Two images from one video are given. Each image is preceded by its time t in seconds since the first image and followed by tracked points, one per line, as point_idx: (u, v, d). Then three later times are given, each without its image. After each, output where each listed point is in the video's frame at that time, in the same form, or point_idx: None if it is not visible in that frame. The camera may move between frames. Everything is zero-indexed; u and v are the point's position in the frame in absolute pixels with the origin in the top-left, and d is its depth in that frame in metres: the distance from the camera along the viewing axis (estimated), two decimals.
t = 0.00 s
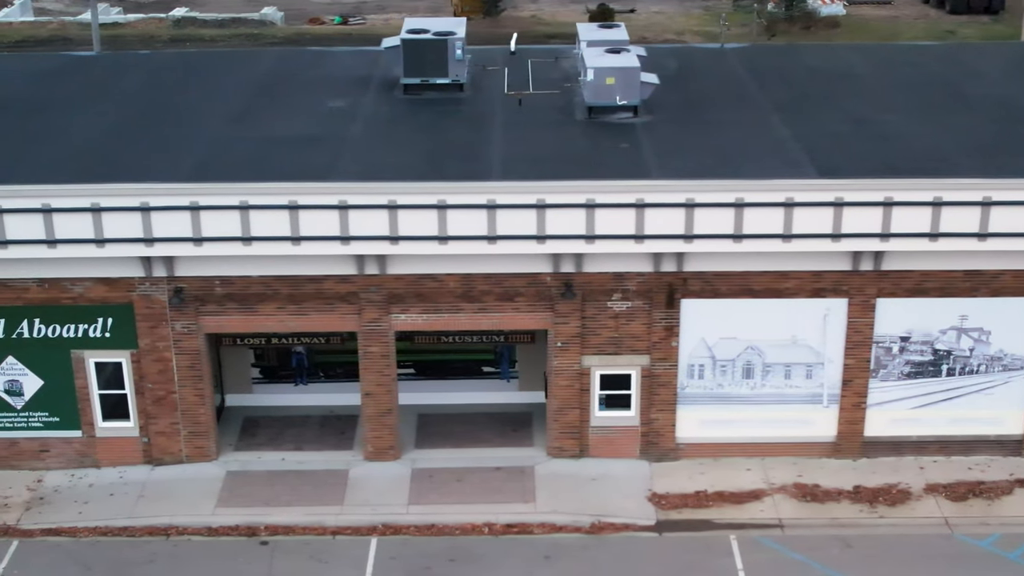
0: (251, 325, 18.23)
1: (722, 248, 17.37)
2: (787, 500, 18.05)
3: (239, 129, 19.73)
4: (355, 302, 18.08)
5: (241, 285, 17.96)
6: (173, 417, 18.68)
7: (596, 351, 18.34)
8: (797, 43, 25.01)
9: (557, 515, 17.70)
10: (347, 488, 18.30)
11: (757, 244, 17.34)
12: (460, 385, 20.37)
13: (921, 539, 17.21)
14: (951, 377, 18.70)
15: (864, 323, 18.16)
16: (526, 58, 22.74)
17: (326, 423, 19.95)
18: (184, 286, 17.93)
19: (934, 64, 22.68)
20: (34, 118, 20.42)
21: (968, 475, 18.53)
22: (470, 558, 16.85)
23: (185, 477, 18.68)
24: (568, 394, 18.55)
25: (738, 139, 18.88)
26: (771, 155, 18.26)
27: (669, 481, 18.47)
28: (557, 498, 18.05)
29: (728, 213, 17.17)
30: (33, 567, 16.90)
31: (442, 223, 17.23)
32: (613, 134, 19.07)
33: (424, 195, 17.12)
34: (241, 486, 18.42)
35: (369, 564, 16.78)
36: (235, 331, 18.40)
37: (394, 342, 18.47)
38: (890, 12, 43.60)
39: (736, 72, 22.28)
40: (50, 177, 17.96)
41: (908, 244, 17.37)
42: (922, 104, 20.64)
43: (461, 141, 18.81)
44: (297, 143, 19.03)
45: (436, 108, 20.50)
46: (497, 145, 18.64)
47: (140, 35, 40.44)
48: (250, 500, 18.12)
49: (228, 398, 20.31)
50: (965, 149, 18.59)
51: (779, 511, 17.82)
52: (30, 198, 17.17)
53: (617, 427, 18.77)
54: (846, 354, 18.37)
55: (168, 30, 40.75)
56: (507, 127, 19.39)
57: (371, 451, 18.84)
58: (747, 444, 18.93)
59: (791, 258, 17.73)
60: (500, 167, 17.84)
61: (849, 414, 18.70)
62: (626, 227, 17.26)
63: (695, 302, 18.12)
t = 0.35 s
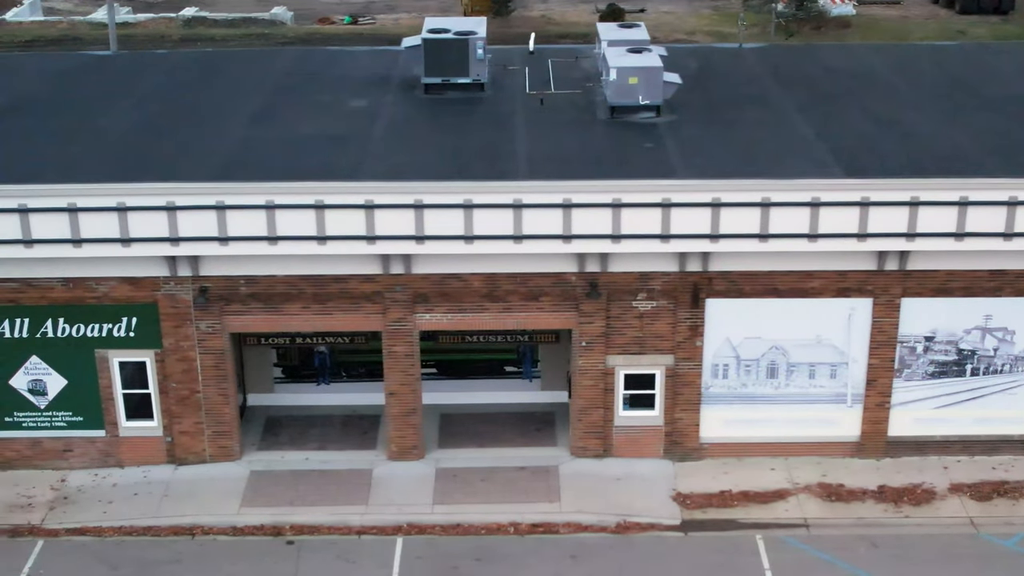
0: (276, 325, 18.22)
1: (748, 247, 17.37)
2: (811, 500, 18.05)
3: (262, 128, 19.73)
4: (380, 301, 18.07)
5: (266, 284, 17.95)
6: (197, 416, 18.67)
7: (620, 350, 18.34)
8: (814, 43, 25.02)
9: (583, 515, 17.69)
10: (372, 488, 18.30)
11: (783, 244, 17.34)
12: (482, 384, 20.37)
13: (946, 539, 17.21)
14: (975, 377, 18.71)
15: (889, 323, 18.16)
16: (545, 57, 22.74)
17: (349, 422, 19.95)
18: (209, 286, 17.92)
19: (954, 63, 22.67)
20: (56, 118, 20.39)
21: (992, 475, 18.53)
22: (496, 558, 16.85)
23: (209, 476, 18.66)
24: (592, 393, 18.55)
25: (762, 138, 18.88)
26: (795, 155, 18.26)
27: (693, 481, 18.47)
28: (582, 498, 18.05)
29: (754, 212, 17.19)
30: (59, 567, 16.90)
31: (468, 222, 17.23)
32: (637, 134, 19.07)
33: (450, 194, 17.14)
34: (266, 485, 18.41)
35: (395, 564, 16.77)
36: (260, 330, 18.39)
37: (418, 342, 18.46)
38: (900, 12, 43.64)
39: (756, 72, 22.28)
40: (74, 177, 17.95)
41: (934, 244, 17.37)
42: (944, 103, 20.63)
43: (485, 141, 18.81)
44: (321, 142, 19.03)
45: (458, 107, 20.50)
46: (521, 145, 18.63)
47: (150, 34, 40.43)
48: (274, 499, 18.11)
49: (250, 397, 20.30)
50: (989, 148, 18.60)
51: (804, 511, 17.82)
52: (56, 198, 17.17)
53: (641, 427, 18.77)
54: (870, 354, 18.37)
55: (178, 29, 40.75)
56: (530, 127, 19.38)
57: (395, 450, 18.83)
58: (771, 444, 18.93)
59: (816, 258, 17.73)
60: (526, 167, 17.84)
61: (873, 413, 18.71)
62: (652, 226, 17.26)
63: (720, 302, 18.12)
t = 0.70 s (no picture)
0: (301, 324, 18.22)
1: (774, 247, 17.39)
2: (836, 499, 18.05)
3: (284, 127, 19.74)
4: (405, 301, 18.07)
5: (291, 284, 17.95)
6: (221, 416, 18.67)
7: (645, 350, 18.34)
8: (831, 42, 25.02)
9: (608, 514, 17.70)
10: (396, 487, 18.30)
11: (808, 243, 17.35)
12: (504, 384, 20.37)
13: (972, 538, 17.21)
14: (999, 376, 18.72)
15: (913, 322, 18.17)
16: (565, 57, 22.76)
17: (371, 421, 19.95)
18: (234, 285, 17.91)
19: (973, 62, 22.68)
20: (78, 118, 20.38)
21: (1016, 474, 18.52)
22: (522, 557, 16.85)
23: (233, 476, 18.66)
24: (616, 393, 18.56)
25: (786, 138, 18.89)
26: (820, 153, 18.28)
27: (717, 481, 18.47)
28: (607, 497, 18.05)
29: (780, 211, 17.21)
30: (85, 566, 16.90)
31: (494, 221, 17.24)
32: (661, 133, 19.08)
33: (477, 194, 17.14)
34: (290, 484, 18.41)
35: (421, 563, 16.78)
36: (284, 329, 18.39)
37: (442, 341, 18.46)
38: (910, 12, 43.68)
39: (776, 71, 22.27)
40: (100, 176, 17.94)
41: (960, 243, 17.37)
42: (965, 103, 20.64)
43: (510, 140, 18.82)
44: (345, 141, 19.04)
45: (480, 107, 20.50)
46: (545, 144, 18.63)
47: (161, 33, 40.46)
48: (299, 498, 18.12)
49: (272, 396, 20.30)
50: (1013, 147, 18.60)
51: (829, 510, 17.82)
52: (83, 197, 17.16)
53: (665, 426, 18.77)
54: (895, 353, 18.38)
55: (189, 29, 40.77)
56: (553, 126, 19.39)
57: (418, 450, 18.83)
58: (794, 443, 18.94)
59: (842, 257, 17.73)
60: (551, 166, 17.85)
61: (897, 412, 18.72)
62: (678, 225, 17.27)
63: (744, 301, 18.12)
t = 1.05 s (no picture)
0: (326, 323, 18.23)
1: (800, 246, 17.41)
2: (861, 498, 18.06)
3: (307, 126, 19.76)
4: (430, 299, 18.08)
5: (316, 283, 17.95)
6: (246, 415, 18.67)
7: (670, 349, 18.35)
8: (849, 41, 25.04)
9: (634, 513, 17.71)
10: (421, 486, 18.32)
11: (834, 243, 17.36)
12: (527, 383, 20.38)
13: (998, 537, 17.21)
14: None
15: (938, 321, 18.18)
16: (585, 56, 22.77)
17: (394, 421, 19.96)
18: (260, 284, 17.91)
19: (994, 62, 22.68)
20: (101, 118, 20.41)
21: None
22: (549, 556, 16.87)
23: (258, 475, 18.67)
24: (641, 392, 18.57)
25: (810, 137, 18.91)
26: (845, 153, 18.31)
27: (742, 480, 18.48)
28: (632, 496, 18.06)
29: (806, 211, 17.23)
30: (112, 565, 16.90)
31: (521, 221, 17.24)
32: (685, 133, 19.10)
33: (503, 193, 17.15)
34: (315, 483, 18.42)
35: (449, 562, 16.79)
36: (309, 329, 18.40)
37: (467, 340, 18.47)
38: (920, 12, 43.73)
39: (796, 71, 22.29)
40: (125, 175, 17.95)
41: (986, 242, 17.37)
42: (988, 102, 20.64)
43: (534, 139, 18.83)
44: (370, 140, 19.06)
45: (502, 106, 20.51)
46: (570, 143, 18.63)
47: (172, 33, 40.48)
48: (324, 497, 18.13)
49: (295, 396, 20.33)
50: None
51: (854, 509, 17.83)
52: (109, 196, 17.17)
53: (690, 425, 18.78)
54: (919, 352, 18.39)
55: (201, 28, 40.82)
56: (577, 126, 19.40)
57: (443, 449, 18.85)
58: (818, 442, 18.95)
59: (867, 256, 17.74)
60: (577, 165, 17.87)
61: (921, 411, 18.73)
62: (704, 225, 17.28)
63: (770, 300, 18.13)
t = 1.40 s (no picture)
0: (352, 322, 18.23)
1: (827, 245, 17.42)
2: (887, 497, 18.08)
3: (330, 125, 19.76)
4: (456, 299, 18.09)
5: (342, 282, 17.95)
6: (271, 414, 18.69)
7: (695, 348, 18.36)
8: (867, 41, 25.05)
9: (660, 512, 17.72)
10: (447, 485, 18.33)
11: (861, 242, 17.36)
12: (550, 382, 20.39)
13: None
14: None
15: (963, 321, 18.20)
16: (606, 56, 22.80)
17: (418, 420, 19.97)
18: (286, 283, 17.92)
19: (1014, 62, 22.69)
20: (124, 117, 20.42)
21: None
22: (577, 555, 16.87)
23: (283, 474, 18.68)
24: (666, 391, 18.59)
25: (834, 137, 18.93)
26: (870, 152, 18.33)
27: (767, 479, 18.50)
28: (658, 495, 18.08)
29: (833, 210, 17.24)
30: (140, 564, 16.91)
31: (548, 220, 17.25)
32: (709, 132, 19.11)
33: (530, 193, 17.15)
34: (340, 483, 18.43)
35: (476, 561, 16.79)
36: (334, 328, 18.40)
37: (493, 339, 18.48)
38: (930, 12, 43.79)
39: (817, 70, 22.30)
40: (151, 173, 17.96)
41: (1012, 242, 17.38)
42: (1010, 102, 20.66)
43: (559, 139, 18.85)
44: (395, 139, 19.07)
45: (524, 106, 20.53)
46: (595, 142, 18.64)
47: (184, 32, 40.53)
48: (350, 497, 18.14)
49: (318, 395, 20.35)
50: None
51: (880, 508, 17.85)
52: (136, 194, 17.18)
53: (714, 425, 18.80)
54: (944, 352, 18.41)
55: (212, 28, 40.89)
56: (601, 125, 19.42)
57: (467, 448, 18.86)
58: (843, 441, 18.98)
59: (893, 256, 17.75)
60: (603, 164, 17.90)
61: (945, 411, 18.75)
62: (731, 224, 17.30)
63: (795, 300, 18.14)
